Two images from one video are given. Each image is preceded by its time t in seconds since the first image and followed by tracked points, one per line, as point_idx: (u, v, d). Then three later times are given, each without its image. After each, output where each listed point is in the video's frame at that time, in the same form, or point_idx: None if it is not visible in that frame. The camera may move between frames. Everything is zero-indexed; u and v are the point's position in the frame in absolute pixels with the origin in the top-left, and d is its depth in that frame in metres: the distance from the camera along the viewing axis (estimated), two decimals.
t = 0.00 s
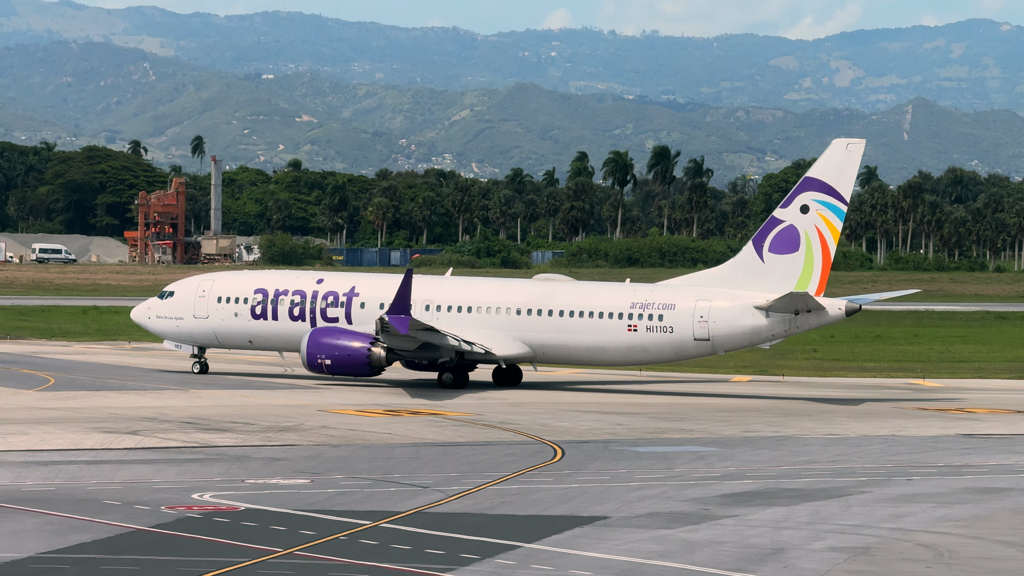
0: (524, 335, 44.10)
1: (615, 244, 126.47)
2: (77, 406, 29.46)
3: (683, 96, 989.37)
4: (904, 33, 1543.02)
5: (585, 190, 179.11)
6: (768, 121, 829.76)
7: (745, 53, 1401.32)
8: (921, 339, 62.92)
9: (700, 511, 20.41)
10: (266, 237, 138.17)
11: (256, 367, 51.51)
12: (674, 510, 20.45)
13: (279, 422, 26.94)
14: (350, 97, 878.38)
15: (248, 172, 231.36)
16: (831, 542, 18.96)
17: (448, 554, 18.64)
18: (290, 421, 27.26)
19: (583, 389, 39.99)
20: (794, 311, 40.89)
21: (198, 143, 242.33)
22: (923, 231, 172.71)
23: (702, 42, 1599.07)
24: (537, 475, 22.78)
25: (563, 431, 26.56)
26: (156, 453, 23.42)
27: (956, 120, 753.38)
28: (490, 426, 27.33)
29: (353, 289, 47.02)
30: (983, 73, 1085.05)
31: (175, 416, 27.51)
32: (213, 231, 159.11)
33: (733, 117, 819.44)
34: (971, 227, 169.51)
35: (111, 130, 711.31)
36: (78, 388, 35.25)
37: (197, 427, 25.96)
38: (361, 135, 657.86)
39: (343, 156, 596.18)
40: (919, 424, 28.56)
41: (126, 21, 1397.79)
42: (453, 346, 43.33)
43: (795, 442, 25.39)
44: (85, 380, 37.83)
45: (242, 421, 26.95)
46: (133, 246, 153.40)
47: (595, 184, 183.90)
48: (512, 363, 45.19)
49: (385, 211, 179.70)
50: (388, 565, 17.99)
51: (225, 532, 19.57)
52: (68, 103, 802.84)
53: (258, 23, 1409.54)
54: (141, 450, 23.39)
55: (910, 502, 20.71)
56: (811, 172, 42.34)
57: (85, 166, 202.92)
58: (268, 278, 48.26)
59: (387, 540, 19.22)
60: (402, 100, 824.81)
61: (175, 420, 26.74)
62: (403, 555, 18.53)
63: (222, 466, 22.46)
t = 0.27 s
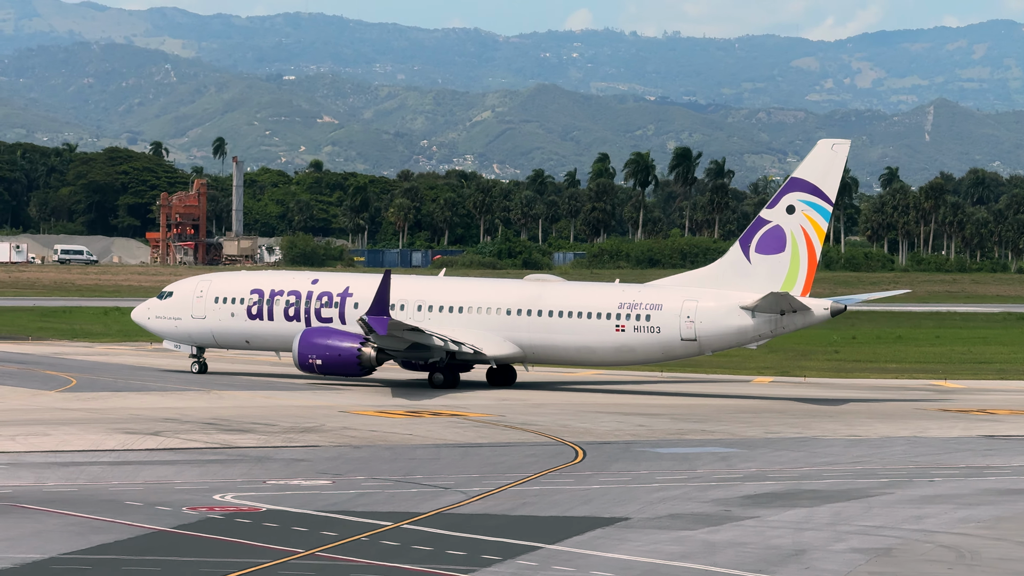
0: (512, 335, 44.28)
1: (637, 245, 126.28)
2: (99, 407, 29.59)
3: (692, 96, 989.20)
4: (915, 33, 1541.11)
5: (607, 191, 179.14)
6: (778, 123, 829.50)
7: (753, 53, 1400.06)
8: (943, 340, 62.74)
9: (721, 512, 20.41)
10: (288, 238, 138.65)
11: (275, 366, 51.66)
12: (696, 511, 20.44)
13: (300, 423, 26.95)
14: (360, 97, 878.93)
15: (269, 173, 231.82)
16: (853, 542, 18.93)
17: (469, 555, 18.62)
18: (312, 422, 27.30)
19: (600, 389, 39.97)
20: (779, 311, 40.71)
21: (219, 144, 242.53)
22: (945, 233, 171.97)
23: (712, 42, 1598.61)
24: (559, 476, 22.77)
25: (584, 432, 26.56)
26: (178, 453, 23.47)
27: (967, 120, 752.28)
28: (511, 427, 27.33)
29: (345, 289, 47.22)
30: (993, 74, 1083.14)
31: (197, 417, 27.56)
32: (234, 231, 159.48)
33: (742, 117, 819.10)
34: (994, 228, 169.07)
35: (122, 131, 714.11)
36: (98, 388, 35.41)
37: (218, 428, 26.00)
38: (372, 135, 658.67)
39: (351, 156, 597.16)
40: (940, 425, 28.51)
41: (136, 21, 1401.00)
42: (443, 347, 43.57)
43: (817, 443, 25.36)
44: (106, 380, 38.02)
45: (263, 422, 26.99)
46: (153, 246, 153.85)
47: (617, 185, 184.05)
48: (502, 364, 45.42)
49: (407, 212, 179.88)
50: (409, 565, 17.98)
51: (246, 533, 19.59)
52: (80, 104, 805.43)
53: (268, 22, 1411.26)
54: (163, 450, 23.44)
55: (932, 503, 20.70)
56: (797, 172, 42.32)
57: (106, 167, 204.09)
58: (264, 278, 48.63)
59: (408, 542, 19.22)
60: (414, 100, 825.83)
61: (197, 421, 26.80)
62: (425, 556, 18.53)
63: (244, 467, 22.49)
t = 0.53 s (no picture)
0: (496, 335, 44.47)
1: (652, 246, 126.58)
2: (115, 407, 29.65)
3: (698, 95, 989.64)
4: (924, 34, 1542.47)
5: (623, 192, 179.62)
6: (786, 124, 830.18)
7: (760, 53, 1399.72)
8: (960, 341, 62.64)
9: (737, 513, 20.40)
10: (304, 238, 138.52)
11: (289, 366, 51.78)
12: (712, 513, 20.41)
13: (316, 424, 26.92)
14: (368, 96, 879.90)
15: (286, 175, 232.31)
16: (869, 544, 18.91)
17: (484, 556, 18.61)
18: (327, 422, 27.31)
19: (612, 389, 39.96)
20: (760, 311, 40.78)
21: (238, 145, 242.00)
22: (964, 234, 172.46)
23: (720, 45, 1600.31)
24: (575, 477, 22.74)
25: (600, 434, 26.52)
26: (193, 455, 23.43)
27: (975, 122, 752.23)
28: (527, 428, 27.26)
29: (336, 289, 47.15)
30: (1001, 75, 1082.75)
31: (213, 417, 27.54)
32: (251, 233, 160.24)
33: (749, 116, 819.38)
34: (1011, 230, 169.80)
35: (129, 131, 716.41)
36: (112, 388, 35.50)
37: (234, 429, 25.96)
38: (380, 135, 659.48)
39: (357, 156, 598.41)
40: (956, 426, 28.50)
41: (143, 21, 1403.79)
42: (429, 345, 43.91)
43: (833, 444, 25.36)
44: (120, 380, 38.12)
45: (279, 423, 26.94)
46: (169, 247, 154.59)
47: (633, 186, 184.60)
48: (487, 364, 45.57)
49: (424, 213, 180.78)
50: (424, 566, 17.97)
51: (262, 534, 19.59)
52: (89, 105, 808.16)
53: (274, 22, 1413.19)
54: (179, 451, 23.46)
55: (948, 504, 20.72)
56: (779, 173, 42.17)
57: (123, 168, 206.22)
58: (256, 277, 48.81)
59: (424, 543, 19.21)
60: (428, 101, 827.22)
61: (213, 422, 26.74)
62: (439, 556, 18.54)
63: (260, 468, 22.48)
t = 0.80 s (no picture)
0: (478, 333, 44.81)
1: (666, 247, 126.65)
2: (128, 407, 29.70)
3: (703, 95, 990.57)
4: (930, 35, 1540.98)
5: (637, 193, 179.77)
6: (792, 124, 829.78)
7: (765, 52, 1399.76)
8: (973, 341, 62.58)
9: (751, 513, 20.39)
10: (317, 238, 137.51)
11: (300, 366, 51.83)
12: (725, 513, 20.41)
13: (330, 424, 26.92)
14: (375, 96, 881.23)
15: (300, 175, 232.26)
16: (883, 544, 18.88)
17: (498, 556, 18.62)
18: (341, 422, 27.32)
19: (623, 388, 39.98)
20: (739, 311, 41.00)
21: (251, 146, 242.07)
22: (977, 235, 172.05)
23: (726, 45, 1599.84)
24: (588, 477, 22.76)
25: (613, 433, 26.53)
26: (208, 455, 23.45)
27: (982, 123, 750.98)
28: (540, 428, 27.25)
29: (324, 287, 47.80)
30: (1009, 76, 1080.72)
31: (227, 418, 27.56)
32: (264, 233, 160.49)
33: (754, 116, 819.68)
34: None
35: (137, 130, 718.33)
36: (125, 388, 35.58)
37: (248, 429, 25.98)
38: (386, 134, 659.78)
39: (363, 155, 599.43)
40: (970, 427, 28.46)
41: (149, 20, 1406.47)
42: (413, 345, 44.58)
43: (847, 444, 25.36)
44: (133, 380, 38.20)
45: (293, 423, 26.94)
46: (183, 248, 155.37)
47: (646, 186, 184.58)
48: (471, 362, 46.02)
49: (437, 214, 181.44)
50: (438, 566, 17.99)
51: (276, 533, 19.59)
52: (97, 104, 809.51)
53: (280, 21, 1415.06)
54: (192, 451, 23.48)
55: (962, 504, 20.69)
56: (758, 173, 42.56)
57: (137, 168, 206.68)
58: (246, 276, 49.56)
59: (438, 543, 19.23)
60: (441, 101, 827.68)
61: (227, 422, 26.76)
62: (453, 557, 18.53)
63: (273, 468, 22.49)
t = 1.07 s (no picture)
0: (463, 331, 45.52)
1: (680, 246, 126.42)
2: (142, 406, 29.72)
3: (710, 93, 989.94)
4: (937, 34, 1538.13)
5: (651, 192, 179.63)
6: (800, 123, 828.73)
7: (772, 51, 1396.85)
8: (989, 341, 62.39)
9: (766, 513, 20.39)
10: (332, 238, 138.49)
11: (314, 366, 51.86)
12: (740, 512, 20.40)
13: (345, 423, 26.90)
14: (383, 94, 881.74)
15: (314, 174, 231.95)
16: (897, 544, 18.88)
17: (512, 555, 18.62)
18: (355, 421, 27.31)
19: (638, 387, 39.96)
20: (718, 309, 41.43)
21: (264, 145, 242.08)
22: (991, 234, 171.35)
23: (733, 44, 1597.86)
24: (602, 476, 22.76)
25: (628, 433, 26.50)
26: (222, 454, 23.44)
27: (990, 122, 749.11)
28: (555, 428, 27.22)
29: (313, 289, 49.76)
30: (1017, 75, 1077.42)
31: (242, 417, 27.56)
32: (279, 232, 160.44)
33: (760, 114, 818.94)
34: None
35: (146, 129, 719.32)
36: (139, 388, 35.59)
37: (263, 429, 25.99)
38: (393, 133, 659.59)
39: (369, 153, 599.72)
40: (986, 427, 28.40)
41: (156, 18, 1407.60)
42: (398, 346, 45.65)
43: (861, 444, 25.35)
44: (146, 379, 38.23)
45: (308, 422, 26.94)
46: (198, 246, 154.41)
47: (661, 185, 184.19)
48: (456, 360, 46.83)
49: (451, 213, 181.63)
50: (453, 567, 17.96)
51: (291, 533, 19.58)
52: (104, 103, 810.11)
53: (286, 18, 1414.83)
54: (206, 450, 23.45)
55: (977, 504, 20.68)
56: (738, 172, 42.79)
57: (152, 167, 206.66)
58: (237, 275, 50.50)
59: (452, 542, 19.22)
60: (454, 100, 828.54)
61: (242, 421, 26.76)
62: (468, 556, 18.54)
63: (288, 467, 22.46)
